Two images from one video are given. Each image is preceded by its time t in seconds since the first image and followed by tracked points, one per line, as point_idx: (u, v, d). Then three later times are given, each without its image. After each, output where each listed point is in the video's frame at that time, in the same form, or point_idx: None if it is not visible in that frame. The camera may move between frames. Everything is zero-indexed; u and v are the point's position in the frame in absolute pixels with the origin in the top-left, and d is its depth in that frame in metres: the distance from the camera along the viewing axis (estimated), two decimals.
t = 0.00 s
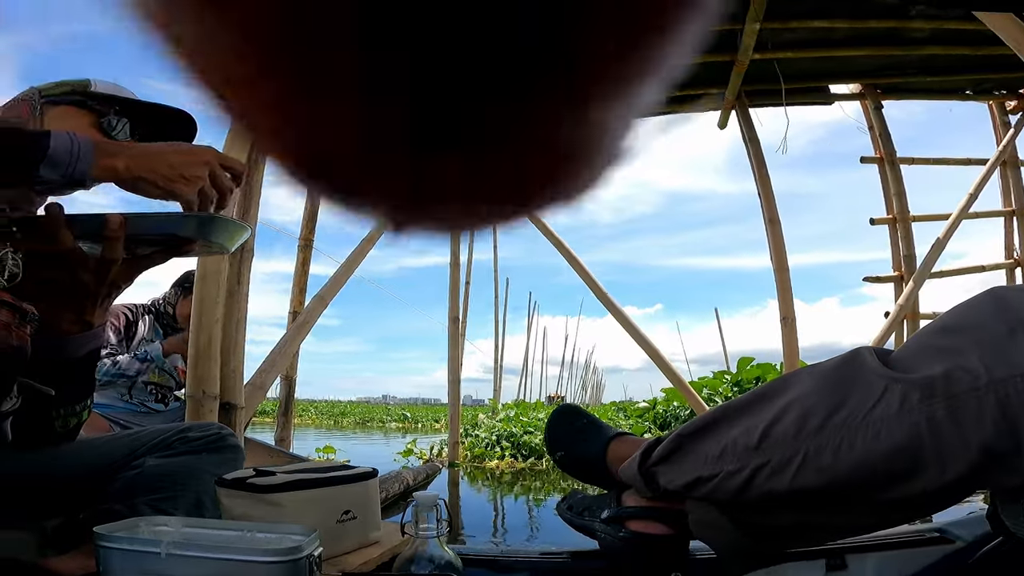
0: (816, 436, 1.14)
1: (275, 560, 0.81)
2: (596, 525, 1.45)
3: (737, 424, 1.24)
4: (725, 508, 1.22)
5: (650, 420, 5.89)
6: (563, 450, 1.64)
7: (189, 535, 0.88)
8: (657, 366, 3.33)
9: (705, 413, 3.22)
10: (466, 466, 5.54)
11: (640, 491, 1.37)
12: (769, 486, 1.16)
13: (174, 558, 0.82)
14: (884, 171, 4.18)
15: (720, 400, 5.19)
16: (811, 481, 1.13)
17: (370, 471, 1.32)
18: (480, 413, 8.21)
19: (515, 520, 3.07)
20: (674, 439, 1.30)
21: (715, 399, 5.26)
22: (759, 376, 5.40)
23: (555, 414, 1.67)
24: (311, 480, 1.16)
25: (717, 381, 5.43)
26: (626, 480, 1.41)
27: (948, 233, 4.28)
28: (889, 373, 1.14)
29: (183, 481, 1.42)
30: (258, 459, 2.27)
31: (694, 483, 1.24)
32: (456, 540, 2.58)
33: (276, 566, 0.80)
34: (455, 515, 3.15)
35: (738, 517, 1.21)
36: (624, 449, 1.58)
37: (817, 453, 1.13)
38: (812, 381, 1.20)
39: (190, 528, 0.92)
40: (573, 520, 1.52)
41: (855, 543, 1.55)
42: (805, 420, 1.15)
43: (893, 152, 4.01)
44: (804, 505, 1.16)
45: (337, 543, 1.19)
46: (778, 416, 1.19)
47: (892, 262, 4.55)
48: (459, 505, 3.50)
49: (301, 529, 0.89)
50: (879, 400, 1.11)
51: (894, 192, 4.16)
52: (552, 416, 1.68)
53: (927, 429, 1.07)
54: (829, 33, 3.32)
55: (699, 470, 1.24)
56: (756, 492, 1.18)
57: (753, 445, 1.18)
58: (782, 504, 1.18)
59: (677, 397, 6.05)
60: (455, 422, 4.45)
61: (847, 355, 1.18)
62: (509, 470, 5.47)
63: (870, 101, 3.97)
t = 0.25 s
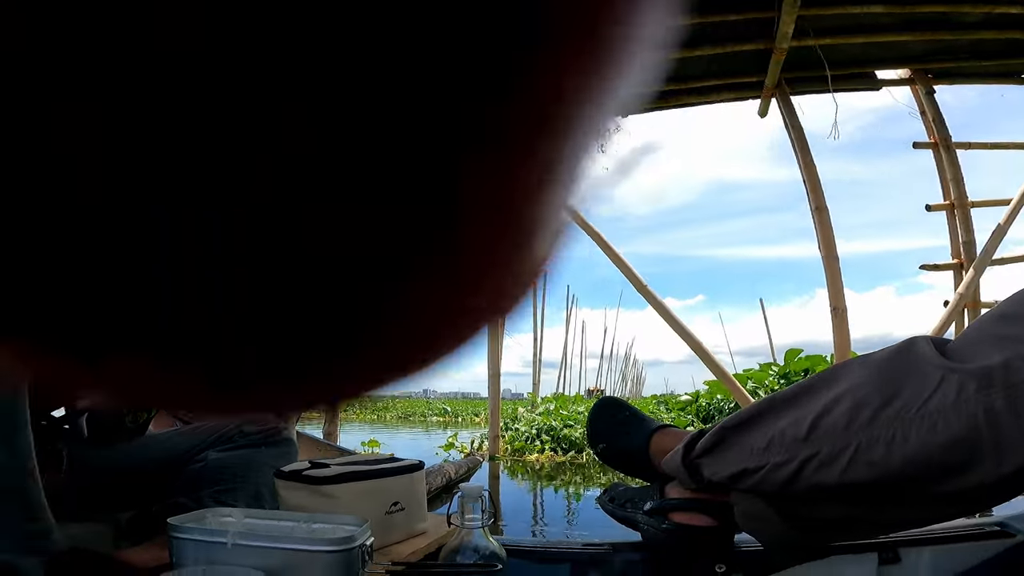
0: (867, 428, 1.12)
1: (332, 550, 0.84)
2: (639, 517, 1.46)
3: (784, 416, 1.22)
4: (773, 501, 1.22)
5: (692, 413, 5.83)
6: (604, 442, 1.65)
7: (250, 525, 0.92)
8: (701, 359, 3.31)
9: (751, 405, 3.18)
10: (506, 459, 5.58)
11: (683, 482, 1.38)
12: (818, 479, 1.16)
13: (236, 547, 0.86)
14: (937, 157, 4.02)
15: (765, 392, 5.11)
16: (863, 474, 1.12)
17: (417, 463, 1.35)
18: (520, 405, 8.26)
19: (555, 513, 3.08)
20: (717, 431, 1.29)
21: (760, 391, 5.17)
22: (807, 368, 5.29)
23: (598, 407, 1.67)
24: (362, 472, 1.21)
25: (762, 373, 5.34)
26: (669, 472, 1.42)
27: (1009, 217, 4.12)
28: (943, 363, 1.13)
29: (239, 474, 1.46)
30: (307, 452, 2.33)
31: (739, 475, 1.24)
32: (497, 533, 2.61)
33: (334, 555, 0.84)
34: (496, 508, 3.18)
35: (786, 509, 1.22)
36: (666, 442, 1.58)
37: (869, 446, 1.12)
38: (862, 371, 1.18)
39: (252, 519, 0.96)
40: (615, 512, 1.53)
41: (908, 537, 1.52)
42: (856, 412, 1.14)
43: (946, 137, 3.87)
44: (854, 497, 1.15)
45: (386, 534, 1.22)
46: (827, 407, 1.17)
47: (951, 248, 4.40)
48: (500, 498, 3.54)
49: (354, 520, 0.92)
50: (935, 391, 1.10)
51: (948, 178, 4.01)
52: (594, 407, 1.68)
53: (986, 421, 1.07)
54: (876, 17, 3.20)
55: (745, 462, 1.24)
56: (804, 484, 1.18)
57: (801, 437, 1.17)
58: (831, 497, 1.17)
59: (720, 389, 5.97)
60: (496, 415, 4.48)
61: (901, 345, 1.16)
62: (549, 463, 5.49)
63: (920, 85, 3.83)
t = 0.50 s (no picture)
0: (941, 422, 1.09)
1: (373, 546, 0.85)
2: (686, 514, 1.37)
3: (847, 410, 1.19)
4: (834, 498, 1.18)
5: (739, 406, 5.69)
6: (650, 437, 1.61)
7: (296, 520, 0.94)
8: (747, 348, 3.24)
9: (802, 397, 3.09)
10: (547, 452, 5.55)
11: (736, 479, 1.31)
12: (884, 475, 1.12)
13: (283, 543, 0.88)
14: (1000, 137, 3.42)
15: (818, 383, 4.95)
16: (935, 470, 1.09)
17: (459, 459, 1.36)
18: (561, 398, 8.22)
19: (597, 509, 3.04)
20: (772, 425, 1.25)
21: (813, 381, 5.01)
22: (863, 359, 5.11)
23: (641, 401, 1.64)
24: (405, 467, 1.21)
25: (815, 364, 5.17)
26: (720, 467, 1.34)
27: None
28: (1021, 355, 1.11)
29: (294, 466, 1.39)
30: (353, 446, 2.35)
31: (797, 470, 1.20)
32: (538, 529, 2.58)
33: (376, 551, 0.85)
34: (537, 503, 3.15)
35: (848, 507, 1.17)
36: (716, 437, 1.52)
37: (943, 441, 1.08)
38: (932, 364, 1.16)
39: (299, 514, 0.98)
40: (661, 509, 1.47)
41: (982, 535, 1.40)
42: (929, 405, 1.11)
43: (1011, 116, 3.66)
44: (922, 493, 1.13)
45: (427, 530, 1.22)
46: (896, 400, 1.14)
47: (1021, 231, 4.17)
48: (541, 492, 3.50)
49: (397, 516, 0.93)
50: (1014, 384, 1.07)
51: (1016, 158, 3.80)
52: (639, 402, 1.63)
53: None
54: None
55: (801, 457, 1.20)
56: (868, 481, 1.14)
57: (867, 431, 1.13)
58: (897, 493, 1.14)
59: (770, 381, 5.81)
60: (537, 407, 4.46)
61: (976, 336, 1.15)
62: (591, 457, 5.43)
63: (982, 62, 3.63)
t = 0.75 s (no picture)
0: (1006, 414, 1.06)
1: (425, 536, 0.88)
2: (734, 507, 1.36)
3: (906, 404, 1.17)
4: (892, 492, 1.17)
5: (794, 398, 5.53)
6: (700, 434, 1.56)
7: (353, 510, 0.98)
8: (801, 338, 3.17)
9: (860, 387, 3.01)
10: (593, 445, 5.54)
11: (787, 473, 1.31)
12: (945, 469, 1.10)
13: (343, 532, 0.91)
14: None
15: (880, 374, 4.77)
16: (999, 464, 1.07)
17: (505, 452, 1.38)
18: (607, 389, 8.20)
19: (644, 503, 3.03)
20: (827, 418, 1.24)
21: (874, 373, 4.83)
22: (930, 348, 4.90)
23: (689, 394, 1.61)
24: (454, 460, 1.24)
25: (877, 355, 4.99)
26: (771, 461, 1.34)
27: None
28: None
29: (348, 459, 1.35)
30: (403, 440, 2.39)
31: (852, 464, 1.20)
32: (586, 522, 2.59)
33: (428, 540, 0.88)
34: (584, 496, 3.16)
35: (906, 502, 1.16)
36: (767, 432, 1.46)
37: (1007, 434, 1.06)
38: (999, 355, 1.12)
39: (356, 505, 1.02)
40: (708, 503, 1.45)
41: None
42: (993, 398, 1.08)
43: None
44: (985, 487, 1.10)
45: (476, 520, 1.25)
46: (958, 393, 1.12)
47: None
48: (587, 486, 3.51)
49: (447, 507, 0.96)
50: None
51: None
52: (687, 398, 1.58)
53: None
54: None
55: (858, 452, 1.20)
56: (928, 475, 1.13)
57: (928, 424, 1.12)
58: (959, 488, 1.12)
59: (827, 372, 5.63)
60: (582, 400, 4.46)
61: None
62: (637, 450, 5.40)
63: None
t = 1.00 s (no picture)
0: None
1: (475, 528, 0.89)
2: (794, 501, 1.22)
3: (986, 393, 1.04)
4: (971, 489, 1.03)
5: (860, 387, 5.15)
6: (755, 423, 1.40)
7: (406, 502, 0.99)
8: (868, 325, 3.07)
9: (931, 375, 2.89)
10: (644, 437, 5.47)
11: (853, 465, 1.18)
12: None
13: (397, 524, 0.92)
14: None
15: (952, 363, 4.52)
16: None
17: (553, 443, 1.37)
18: (657, 380, 8.09)
19: (696, 496, 2.97)
20: (896, 409, 1.13)
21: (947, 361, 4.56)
22: (1007, 334, 4.60)
23: (746, 384, 1.42)
24: (503, 453, 1.25)
25: (950, 341, 4.70)
26: (836, 452, 1.22)
27: None
28: None
29: (400, 452, 1.33)
30: (454, 432, 2.41)
31: (926, 457, 1.08)
32: (637, 515, 2.56)
33: (479, 533, 0.89)
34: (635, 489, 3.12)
35: (989, 501, 1.02)
36: (832, 421, 1.30)
37: None
38: None
39: (409, 497, 1.04)
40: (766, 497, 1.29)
41: None
42: None
43: None
44: None
45: (525, 513, 1.25)
46: None
47: None
48: (639, 478, 3.46)
49: (497, 499, 0.97)
50: None
51: None
52: (741, 387, 1.42)
53: None
54: None
55: (935, 443, 1.07)
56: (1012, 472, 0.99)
57: (1010, 415, 1.00)
58: None
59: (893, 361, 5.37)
60: (632, 391, 4.42)
61: None
62: (689, 441, 5.31)
63: None
